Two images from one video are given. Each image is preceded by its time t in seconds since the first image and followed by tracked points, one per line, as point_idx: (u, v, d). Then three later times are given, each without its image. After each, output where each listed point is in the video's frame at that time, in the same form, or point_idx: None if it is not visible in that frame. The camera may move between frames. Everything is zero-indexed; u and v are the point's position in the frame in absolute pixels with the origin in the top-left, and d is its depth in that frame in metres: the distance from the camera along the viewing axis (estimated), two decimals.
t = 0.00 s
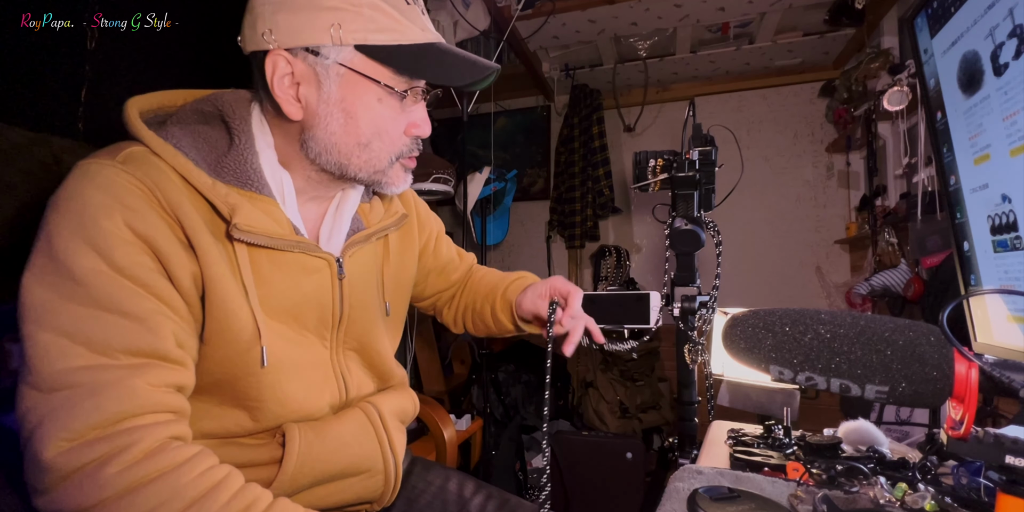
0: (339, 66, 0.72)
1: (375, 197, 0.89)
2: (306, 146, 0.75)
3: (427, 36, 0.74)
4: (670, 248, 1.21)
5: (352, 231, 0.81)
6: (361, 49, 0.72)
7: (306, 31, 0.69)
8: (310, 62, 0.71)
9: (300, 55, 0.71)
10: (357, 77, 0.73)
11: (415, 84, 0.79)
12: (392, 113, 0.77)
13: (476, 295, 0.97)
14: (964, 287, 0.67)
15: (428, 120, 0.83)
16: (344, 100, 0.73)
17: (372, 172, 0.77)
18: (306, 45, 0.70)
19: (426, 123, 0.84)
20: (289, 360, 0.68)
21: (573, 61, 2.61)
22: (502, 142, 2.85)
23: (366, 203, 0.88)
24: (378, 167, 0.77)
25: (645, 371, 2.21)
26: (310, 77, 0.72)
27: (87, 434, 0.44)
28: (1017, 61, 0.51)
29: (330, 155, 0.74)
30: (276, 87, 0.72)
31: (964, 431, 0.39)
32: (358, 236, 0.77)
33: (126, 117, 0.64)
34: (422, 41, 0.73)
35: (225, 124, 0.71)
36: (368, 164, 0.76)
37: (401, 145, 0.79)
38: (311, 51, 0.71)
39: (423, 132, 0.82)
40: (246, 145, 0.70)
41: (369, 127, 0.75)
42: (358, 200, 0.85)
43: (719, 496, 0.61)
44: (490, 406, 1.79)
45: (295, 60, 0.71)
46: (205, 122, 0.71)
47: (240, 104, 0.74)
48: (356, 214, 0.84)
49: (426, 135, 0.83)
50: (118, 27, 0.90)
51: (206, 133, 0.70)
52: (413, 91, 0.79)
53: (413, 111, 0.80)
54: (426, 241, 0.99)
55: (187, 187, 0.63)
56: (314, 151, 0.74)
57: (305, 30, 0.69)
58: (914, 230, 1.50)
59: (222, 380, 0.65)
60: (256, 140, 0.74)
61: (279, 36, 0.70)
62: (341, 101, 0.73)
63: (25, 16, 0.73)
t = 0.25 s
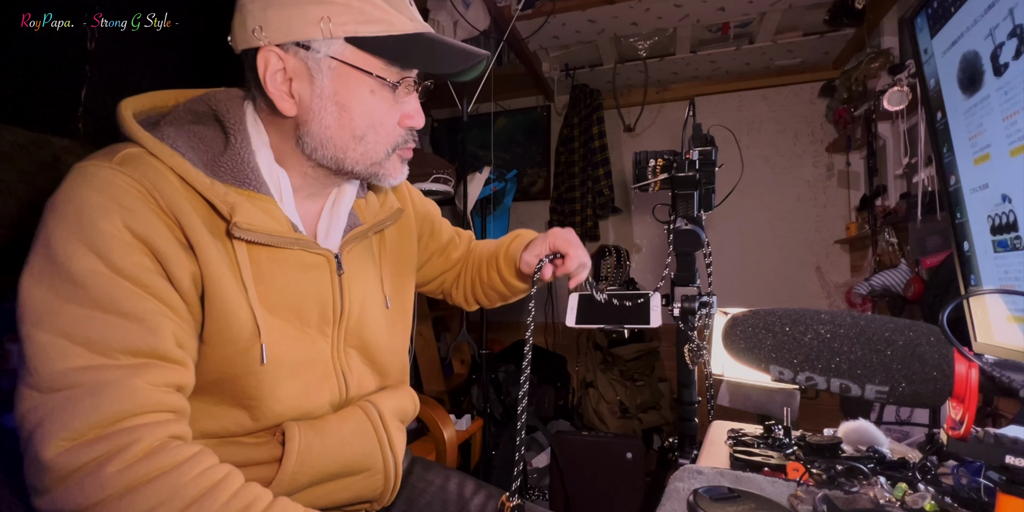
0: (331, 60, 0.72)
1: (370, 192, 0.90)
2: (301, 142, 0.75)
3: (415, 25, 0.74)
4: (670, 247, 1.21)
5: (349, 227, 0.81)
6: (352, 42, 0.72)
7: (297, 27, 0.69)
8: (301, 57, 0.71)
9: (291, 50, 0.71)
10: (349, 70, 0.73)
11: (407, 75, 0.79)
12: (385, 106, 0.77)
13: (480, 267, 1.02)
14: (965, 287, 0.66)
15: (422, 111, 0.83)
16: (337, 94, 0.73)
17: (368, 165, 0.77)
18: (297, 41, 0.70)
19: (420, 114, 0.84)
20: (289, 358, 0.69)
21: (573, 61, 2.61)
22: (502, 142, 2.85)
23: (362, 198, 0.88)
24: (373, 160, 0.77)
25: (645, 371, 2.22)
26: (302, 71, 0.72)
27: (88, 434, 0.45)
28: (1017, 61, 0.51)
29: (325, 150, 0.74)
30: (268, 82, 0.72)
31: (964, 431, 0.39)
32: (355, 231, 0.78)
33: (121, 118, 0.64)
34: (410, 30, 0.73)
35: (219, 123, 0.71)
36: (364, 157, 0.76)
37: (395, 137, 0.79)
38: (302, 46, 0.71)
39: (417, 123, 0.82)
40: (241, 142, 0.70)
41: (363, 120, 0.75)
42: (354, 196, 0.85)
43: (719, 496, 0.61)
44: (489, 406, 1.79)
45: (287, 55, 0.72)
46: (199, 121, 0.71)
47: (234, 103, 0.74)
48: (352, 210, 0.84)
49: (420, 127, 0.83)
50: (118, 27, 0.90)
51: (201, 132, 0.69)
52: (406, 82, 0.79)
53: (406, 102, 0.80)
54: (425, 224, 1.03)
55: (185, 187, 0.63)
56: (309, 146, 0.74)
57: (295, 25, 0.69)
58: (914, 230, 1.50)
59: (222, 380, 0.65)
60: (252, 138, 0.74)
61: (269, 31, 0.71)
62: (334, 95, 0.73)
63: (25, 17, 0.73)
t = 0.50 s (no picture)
0: (323, 59, 0.72)
1: (366, 189, 0.90)
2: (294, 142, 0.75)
3: (407, 21, 0.74)
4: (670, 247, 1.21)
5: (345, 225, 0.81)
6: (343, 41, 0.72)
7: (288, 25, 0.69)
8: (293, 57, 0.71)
9: (282, 50, 0.71)
10: (342, 69, 0.73)
11: (400, 72, 0.79)
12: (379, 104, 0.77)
13: (485, 228, 1.04)
14: (964, 287, 0.66)
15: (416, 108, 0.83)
16: (330, 94, 0.73)
17: (363, 164, 0.78)
18: (289, 40, 0.70)
19: (415, 111, 0.84)
20: (288, 355, 0.69)
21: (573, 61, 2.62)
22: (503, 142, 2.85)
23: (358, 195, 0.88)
24: (369, 158, 0.78)
25: (645, 371, 2.22)
26: (294, 71, 0.72)
27: (88, 433, 0.45)
28: (1017, 61, 0.51)
29: (319, 149, 0.74)
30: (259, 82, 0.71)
31: (964, 432, 0.39)
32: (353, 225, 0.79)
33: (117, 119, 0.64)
34: (402, 27, 0.73)
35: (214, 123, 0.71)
36: (359, 156, 0.77)
37: (389, 135, 0.79)
38: (293, 45, 0.71)
39: (411, 120, 0.82)
40: (236, 141, 0.70)
41: (357, 119, 0.75)
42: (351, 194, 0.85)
43: (719, 496, 0.61)
44: (490, 406, 1.79)
45: (278, 56, 0.71)
46: (197, 120, 0.71)
47: (229, 101, 0.73)
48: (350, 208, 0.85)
49: (415, 124, 0.83)
50: (118, 27, 0.90)
51: (197, 132, 0.69)
52: (399, 79, 0.79)
53: (400, 100, 0.80)
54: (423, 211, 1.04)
55: (182, 187, 0.63)
56: (303, 146, 0.74)
57: (286, 23, 0.69)
58: (914, 230, 1.50)
59: (221, 379, 0.65)
60: (247, 137, 0.74)
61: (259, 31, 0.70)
62: (327, 95, 0.73)
63: (25, 16, 0.73)
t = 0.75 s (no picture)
0: (318, 60, 0.72)
1: (365, 187, 0.90)
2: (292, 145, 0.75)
3: (403, 21, 0.74)
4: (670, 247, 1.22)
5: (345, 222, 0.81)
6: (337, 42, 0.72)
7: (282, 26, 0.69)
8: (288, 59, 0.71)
9: (276, 52, 0.71)
10: (336, 70, 0.73)
11: (396, 72, 0.79)
12: (375, 104, 0.77)
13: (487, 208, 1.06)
14: (965, 287, 0.66)
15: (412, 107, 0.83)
16: (326, 94, 0.73)
17: (361, 164, 0.78)
18: (283, 41, 0.70)
19: (411, 111, 0.84)
20: (289, 354, 0.69)
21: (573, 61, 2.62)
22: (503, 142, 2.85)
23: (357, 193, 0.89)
24: (366, 159, 0.78)
25: (645, 371, 2.22)
26: (287, 73, 0.72)
27: (87, 434, 0.45)
28: (1017, 61, 0.51)
29: (316, 151, 0.74)
30: (254, 85, 0.71)
31: (964, 432, 0.38)
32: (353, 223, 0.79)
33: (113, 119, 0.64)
34: (397, 27, 0.73)
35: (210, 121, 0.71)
36: (355, 157, 0.77)
37: (386, 135, 0.79)
38: (288, 47, 0.71)
39: (408, 120, 0.82)
40: (233, 140, 0.69)
41: (353, 119, 0.75)
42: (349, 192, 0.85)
43: (719, 496, 0.61)
44: (490, 406, 1.79)
45: (273, 57, 0.71)
46: (194, 119, 0.71)
47: (225, 100, 0.73)
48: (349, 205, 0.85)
49: (411, 123, 0.83)
50: (118, 27, 0.89)
51: (194, 131, 0.69)
52: (395, 79, 0.79)
53: (396, 100, 0.80)
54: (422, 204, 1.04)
55: (181, 187, 0.63)
56: (300, 148, 0.74)
57: (279, 24, 0.69)
58: (914, 230, 1.50)
59: (222, 379, 0.65)
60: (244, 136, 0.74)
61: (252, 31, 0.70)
62: (323, 96, 0.73)
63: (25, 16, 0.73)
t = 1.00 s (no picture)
0: (314, 61, 0.72)
1: (363, 186, 0.90)
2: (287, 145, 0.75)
3: (400, 21, 0.75)
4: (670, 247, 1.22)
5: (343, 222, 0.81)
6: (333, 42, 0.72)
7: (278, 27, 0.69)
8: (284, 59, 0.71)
9: (271, 52, 0.71)
10: (332, 70, 0.73)
11: (394, 72, 0.79)
12: (372, 104, 0.77)
13: (487, 209, 1.06)
14: (965, 287, 0.66)
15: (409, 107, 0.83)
16: (322, 95, 0.73)
17: (357, 166, 0.78)
18: (277, 41, 0.70)
19: (408, 111, 0.84)
20: (287, 354, 0.69)
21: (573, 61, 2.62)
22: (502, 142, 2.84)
23: (355, 193, 0.89)
24: (362, 161, 0.78)
25: (645, 371, 2.22)
26: (283, 73, 0.72)
27: (87, 434, 0.45)
28: (1017, 61, 0.51)
29: (312, 152, 0.74)
30: (249, 84, 0.71)
31: (964, 432, 0.39)
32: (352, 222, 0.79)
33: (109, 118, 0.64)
34: (393, 27, 0.74)
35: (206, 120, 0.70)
36: (352, 157, 0.76)
37: (383, 135, 0.79)
38: (283, 47, 0.70)
39: (405, 120, 0.82)
40: (230, 140, 0.69)
41: (349, 120, 0.75)
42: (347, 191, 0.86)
43: (719, 496, 0.61)
44: (490, 406, 1.80)
45: (268, 57, 0.71)
46: (192, 118, 0.71)
47: (222, 100, 0.73)
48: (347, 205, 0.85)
49: (409, 124, 0.84)
50: (118, 27, 0.89)
51: (191, 131, 0.69)
52: (392, 80, 0.79)
53: (394, 99, 0.80)
54: (421, 205, 1.04)
55: (178, 187, 0.63)
56: (296, 149, 0.74)
57: (274, 24, 0.69)
58: (914, 230, 1.50)
59: (220, 379, 0.65)
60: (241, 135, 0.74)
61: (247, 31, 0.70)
62: (319, 97, 0.73)
63: (24, 16, 0.73)
